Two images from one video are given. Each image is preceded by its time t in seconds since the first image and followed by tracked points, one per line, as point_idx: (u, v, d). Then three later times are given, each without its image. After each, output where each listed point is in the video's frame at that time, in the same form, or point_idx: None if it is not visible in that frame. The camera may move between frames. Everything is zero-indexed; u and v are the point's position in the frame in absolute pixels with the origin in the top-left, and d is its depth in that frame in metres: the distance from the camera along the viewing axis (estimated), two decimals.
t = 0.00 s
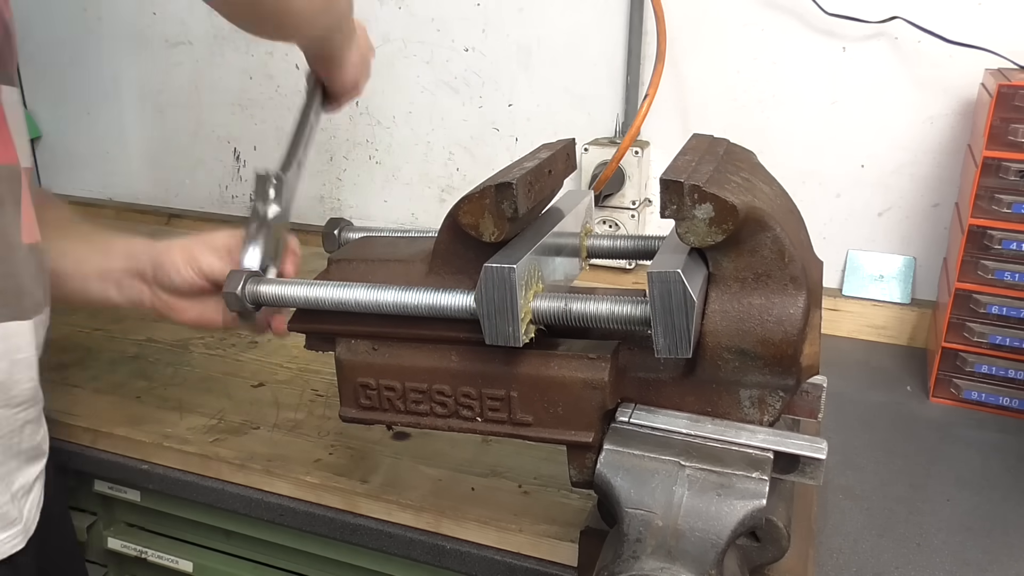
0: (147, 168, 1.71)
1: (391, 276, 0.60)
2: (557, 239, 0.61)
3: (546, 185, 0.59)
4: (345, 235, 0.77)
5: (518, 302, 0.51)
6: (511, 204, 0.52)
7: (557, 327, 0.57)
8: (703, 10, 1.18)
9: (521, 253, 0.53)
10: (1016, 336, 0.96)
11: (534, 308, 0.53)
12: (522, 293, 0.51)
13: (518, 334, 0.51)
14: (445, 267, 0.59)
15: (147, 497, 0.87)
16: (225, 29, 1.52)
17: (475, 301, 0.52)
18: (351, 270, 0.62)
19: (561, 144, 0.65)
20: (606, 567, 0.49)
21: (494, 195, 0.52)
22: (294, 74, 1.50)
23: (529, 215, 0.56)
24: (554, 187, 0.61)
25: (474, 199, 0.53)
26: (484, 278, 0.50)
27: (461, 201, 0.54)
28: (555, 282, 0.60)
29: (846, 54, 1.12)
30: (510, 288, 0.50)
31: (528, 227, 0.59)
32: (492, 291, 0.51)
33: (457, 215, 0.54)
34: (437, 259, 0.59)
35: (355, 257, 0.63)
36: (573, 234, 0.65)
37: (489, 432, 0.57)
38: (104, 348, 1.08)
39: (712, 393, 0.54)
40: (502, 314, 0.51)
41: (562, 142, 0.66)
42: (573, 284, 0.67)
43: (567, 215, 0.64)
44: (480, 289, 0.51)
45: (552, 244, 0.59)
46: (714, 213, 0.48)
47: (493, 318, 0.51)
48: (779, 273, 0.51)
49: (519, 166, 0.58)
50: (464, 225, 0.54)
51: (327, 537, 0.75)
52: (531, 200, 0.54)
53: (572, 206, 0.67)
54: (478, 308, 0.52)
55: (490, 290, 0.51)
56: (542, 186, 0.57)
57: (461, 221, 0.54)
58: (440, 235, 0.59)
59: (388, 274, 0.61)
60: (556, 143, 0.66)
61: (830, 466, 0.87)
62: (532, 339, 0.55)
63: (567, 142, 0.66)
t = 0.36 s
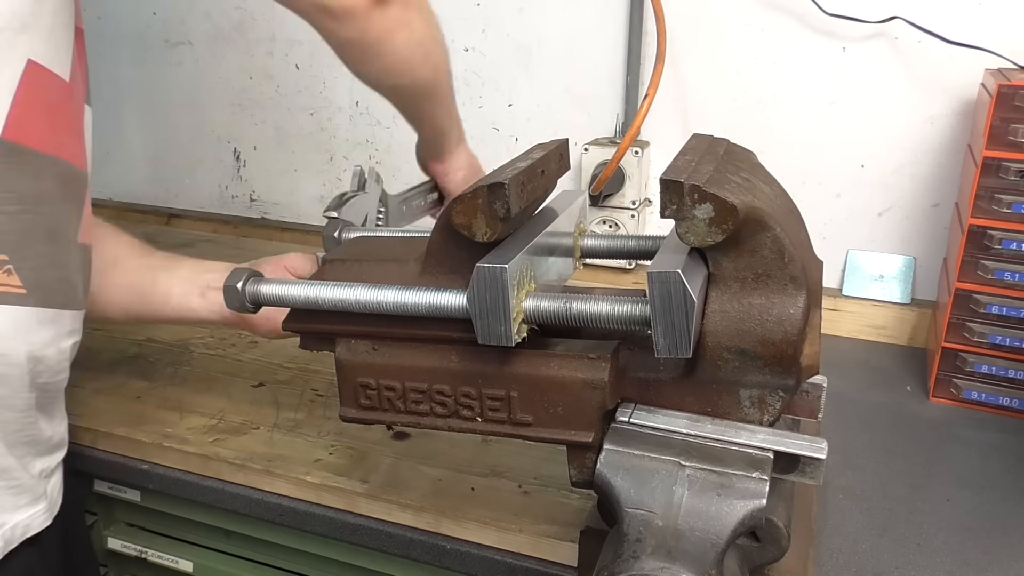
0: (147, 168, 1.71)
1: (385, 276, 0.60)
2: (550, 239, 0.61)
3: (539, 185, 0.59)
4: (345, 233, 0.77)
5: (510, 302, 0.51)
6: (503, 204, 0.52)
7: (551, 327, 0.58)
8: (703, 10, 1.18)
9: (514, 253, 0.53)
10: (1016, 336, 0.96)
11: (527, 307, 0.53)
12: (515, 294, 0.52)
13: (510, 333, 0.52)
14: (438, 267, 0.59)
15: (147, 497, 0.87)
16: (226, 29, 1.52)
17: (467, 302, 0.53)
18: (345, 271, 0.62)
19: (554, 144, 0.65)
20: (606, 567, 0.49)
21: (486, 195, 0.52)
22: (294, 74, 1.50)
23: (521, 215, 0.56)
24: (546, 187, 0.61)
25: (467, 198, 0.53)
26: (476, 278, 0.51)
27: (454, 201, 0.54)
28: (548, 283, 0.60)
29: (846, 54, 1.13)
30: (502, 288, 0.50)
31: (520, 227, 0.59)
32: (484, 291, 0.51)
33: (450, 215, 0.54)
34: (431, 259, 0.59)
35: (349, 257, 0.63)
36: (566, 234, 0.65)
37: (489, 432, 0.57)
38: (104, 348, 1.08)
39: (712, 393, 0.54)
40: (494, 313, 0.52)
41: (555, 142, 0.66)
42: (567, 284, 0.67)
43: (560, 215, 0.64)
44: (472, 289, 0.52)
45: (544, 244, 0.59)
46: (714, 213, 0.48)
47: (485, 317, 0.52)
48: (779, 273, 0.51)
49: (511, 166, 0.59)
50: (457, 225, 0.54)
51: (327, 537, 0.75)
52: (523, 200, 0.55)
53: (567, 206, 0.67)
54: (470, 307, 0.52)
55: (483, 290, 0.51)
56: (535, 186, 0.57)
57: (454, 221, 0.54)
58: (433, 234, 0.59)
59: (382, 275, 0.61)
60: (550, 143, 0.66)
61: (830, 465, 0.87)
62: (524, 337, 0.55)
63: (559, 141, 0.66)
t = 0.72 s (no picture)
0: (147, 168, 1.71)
1: (375, 276, 0.61)
2: (539, 239, 0.61)
3: (528, 185, 0.59)
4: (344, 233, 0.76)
5: (496, 301, 0.51)
6: (492, 204, 0.52)
7: (542, 326, 0.58)
8: (703, 9, 1.18)
9: (502, 252, 0.53)
10: (1016, 336, 0.96)
11: (514, 306, 0.54)
12: (502, 292, 0.52)
13: (497, 333, 0.52)
14: (428, 267, 0.59)
15: (147, 497, 0.87)
16: (225, 29, 1.52)
17: (454, 301, 0.53)
18: (337, 270, 0.62)
19: (545, 146, 0.66)
20: (606, 567, 0.49)
21: (475, 195, 0.52)
22: (294, 74, 1.50)
23: (510, 215, 0.57)
24: (537, 187, 0.62)
25: (456, 199, 0.53)
26: (464, 277, 0.51)
27: (443, 201, 0.54)
28: (537, 282, 0.60)
29: (846, 54, 1.12)
30: (489, 286, 0.51)
31: (510, 227, 0.59)
32: (472, 290, 0.51)
33: (439, 215, 0.54)
34: (420, 259, 0.59)
35: (340, 257, 0.63)
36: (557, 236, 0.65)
37: (489, 432, 0.57)
38: (104, 348, 1.07)
39: (712, 393, 0.55)
40: (481, 312, 0.52)
41: (546, 142, 0.67)
42: (559, 284, 0.68)
43: (550, 216, 0.65)
44: (460, 288, 0.52)
45: (533, 244, 0.59)
46: (714, 213, 0.48)
47: (473, 316, 0.52)
48: (779, 273, 0.51)
49: (501, 166, 0.59)
50: (446, 225, 0.54)
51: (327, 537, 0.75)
52: (512, 201, 0.55)
53: (558, 206, 0.68)
54: (458, 306, 0.52)
55: (470, 289, 0.51)
56: (524, 186, 0.58)
57: (443, 221, 0.54)
58: (423, 235, 0.59)
59: (374, 275, 0.61)
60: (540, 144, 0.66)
61: (830, 466, 0.87)
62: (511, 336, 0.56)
63: (550, 142, 0.66)
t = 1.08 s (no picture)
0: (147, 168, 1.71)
1: (369, 276, 0.61)
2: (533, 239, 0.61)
3: (522, 186, 0.59)
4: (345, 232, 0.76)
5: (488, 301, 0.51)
6: (484, 204, 0.52)
7: (542, 326, 0.58)
8: (703, 9, 1.18)
9: (494, 252, 0.53)
10: (1015, 336, 0.96)
11: (507, 305, 0.54)
12: (494, 291, 0.52)
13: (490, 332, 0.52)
14: (422, 267, 0.59)
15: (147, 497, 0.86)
16: (225, 28, 1.52)
17: (447, 300, 0.53)
18: (331, 270, 0.62)
19: (538, 146, 0.66)
20: (606, 567, 0.49)
21: (467, 195, 0.52)
22: (294, 74, 1.50)
23: (503, 215, 0.57)
24: (529, 188, 0.62)
25: (448, 199, 0.53)
26: (456, 276, 0.51)
27: (436, 201, 0.54)
28: (530, 282, 0.60)
29: (846, 54, 1.12)
30: (482, 285, 0.51)
31: (503, 227, 0.59)
32: (464, 290, 0.51)
33: (432, 215, 0.54)
34: (414, 259, 0.59)
35: (334, 257, 0.63)
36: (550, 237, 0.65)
37: (489, 432, 0.57)
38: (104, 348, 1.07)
39: (711, 393, 0.55)
40: (473, 311, 0.52)
41: (540, 142, 0.67)
42: (551, 284, 0.68)
43: (544, 216, 0.65)
44: (452, 287, 0.52)
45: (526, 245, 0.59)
46: (714, 213, 0.48)
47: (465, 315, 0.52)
48: (779, 273, 0.51)
49: (494, 167, 0.59)
50: (438, 225, 0.54)
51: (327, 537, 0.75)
52: (505, 201, 0.55)
53: (551, 207, 0.68)
54: (450, 305, 0.53)
55: (462, 288, 0.51)
56: (517, 186, 0.58)
57: (435, 221, 0.54)
58: (416, 235, 0.59)
59: (367, 275, 0.61)
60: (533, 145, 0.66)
61: (830, 466, 0.87)
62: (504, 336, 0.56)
63: (543, 142, 0.66)
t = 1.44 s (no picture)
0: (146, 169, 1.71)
1: (362, 276, 0.61)
2: (525, 240, 0.61)
3: (514, 186, 0.59)
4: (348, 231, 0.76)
5: (479, 301, 0.51)
6: (475, 204, 0.52)
7: (540, 327, 0.58)
8: (703, 9, 1.18)
9: (485, 252, 0.53)
10: (1015, 336, 0.96)
11: (498, 305, 0.54)
12: (486, 292, 0.52)
13: (481, 332, 0.52)
14: (414, 267, 0.59)
15: (148, 497, 0.86)
16: (225, 29, 1.52)
17: (439, 300, 0.53)
18: (325, 270, 0.62)
19: (531, 146, 0.66)
20: (606, 567, 0.49)
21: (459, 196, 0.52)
22: (294, 74, 1.50)
23: (494, 216, 0.57)
24: (521, 188, 0.62)
25: (440, 199, 0.53)
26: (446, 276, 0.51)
27: (428, 201, 0.54)
28: (522, 282, 0.61)
29: (846, 55, 1.12)
30: (473, 286, 0.51)
31: (495, 227, 0.60)
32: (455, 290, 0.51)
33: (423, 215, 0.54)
34: (407, 259, 0.59)
35: (328, 257, 0.63)
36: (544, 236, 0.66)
37: (489, 432, 0.57)
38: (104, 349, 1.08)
39: (711, 394, 0.55)
40: (465, 311, 0.52)
41: (533, 143, 0.67)
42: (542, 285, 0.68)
43: (536, 216, 0.65)
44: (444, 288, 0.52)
45: (518, 245, 0.59)
46: (714, 213, 0.48)
47: (457, 315, 0.52)
48: (779, 273, 0.51)
49: (486, 167, 0.59)
50: (430, 225, 0.54)
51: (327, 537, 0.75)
52: (496, 201, 0.55)
53: (544, 207, 0.68)
54: (442, 305, 0.53)
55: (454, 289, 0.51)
56: (509, 187, 0.58)
57: (427, 221, 0.54)
58: (408, 235, 0.59)
59: (361, 275, 0.61)
60: (526, 145, 0.66)
61: (830, 466, 0.87)
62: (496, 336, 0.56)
63: (536, 142, 0.66)
